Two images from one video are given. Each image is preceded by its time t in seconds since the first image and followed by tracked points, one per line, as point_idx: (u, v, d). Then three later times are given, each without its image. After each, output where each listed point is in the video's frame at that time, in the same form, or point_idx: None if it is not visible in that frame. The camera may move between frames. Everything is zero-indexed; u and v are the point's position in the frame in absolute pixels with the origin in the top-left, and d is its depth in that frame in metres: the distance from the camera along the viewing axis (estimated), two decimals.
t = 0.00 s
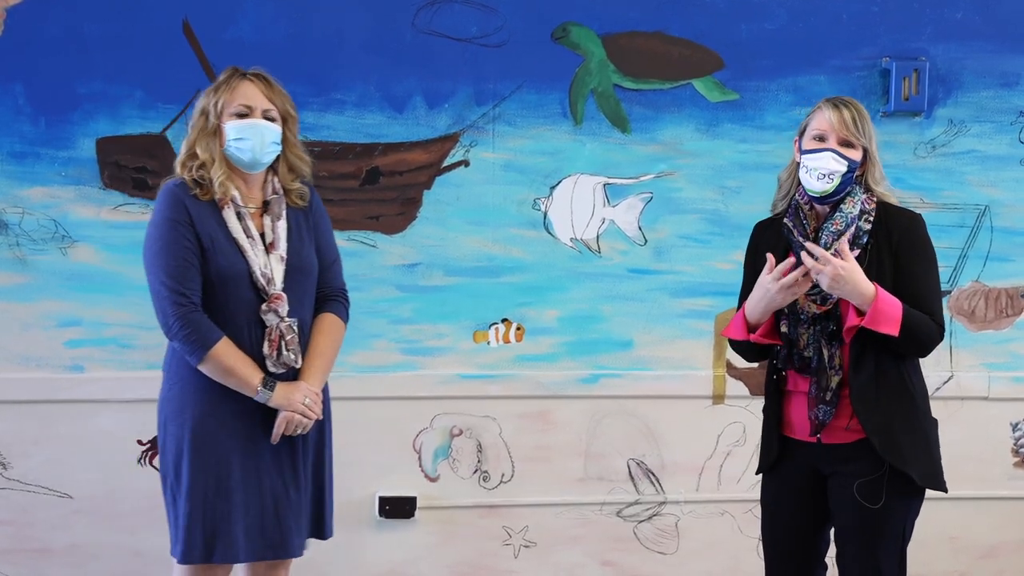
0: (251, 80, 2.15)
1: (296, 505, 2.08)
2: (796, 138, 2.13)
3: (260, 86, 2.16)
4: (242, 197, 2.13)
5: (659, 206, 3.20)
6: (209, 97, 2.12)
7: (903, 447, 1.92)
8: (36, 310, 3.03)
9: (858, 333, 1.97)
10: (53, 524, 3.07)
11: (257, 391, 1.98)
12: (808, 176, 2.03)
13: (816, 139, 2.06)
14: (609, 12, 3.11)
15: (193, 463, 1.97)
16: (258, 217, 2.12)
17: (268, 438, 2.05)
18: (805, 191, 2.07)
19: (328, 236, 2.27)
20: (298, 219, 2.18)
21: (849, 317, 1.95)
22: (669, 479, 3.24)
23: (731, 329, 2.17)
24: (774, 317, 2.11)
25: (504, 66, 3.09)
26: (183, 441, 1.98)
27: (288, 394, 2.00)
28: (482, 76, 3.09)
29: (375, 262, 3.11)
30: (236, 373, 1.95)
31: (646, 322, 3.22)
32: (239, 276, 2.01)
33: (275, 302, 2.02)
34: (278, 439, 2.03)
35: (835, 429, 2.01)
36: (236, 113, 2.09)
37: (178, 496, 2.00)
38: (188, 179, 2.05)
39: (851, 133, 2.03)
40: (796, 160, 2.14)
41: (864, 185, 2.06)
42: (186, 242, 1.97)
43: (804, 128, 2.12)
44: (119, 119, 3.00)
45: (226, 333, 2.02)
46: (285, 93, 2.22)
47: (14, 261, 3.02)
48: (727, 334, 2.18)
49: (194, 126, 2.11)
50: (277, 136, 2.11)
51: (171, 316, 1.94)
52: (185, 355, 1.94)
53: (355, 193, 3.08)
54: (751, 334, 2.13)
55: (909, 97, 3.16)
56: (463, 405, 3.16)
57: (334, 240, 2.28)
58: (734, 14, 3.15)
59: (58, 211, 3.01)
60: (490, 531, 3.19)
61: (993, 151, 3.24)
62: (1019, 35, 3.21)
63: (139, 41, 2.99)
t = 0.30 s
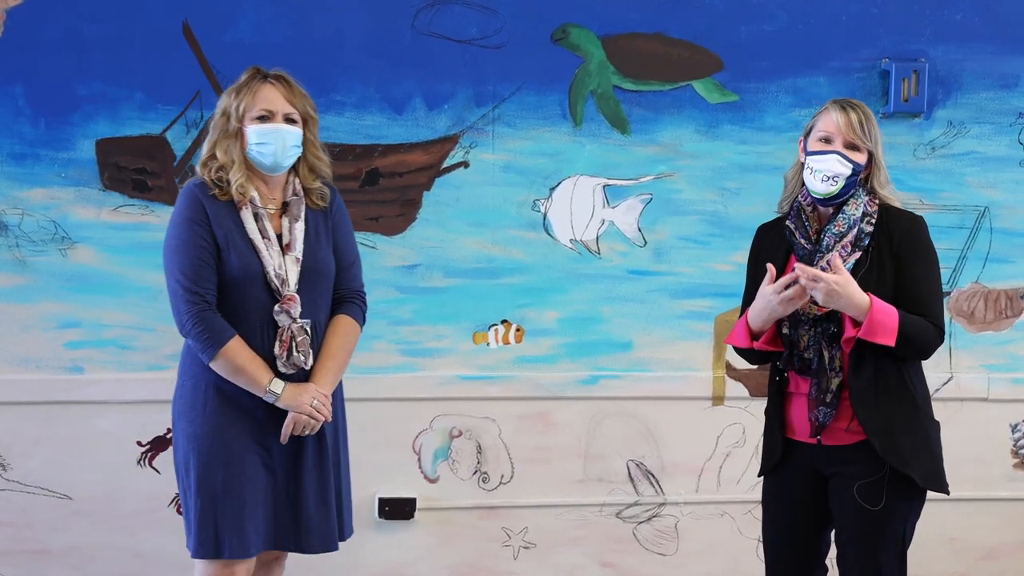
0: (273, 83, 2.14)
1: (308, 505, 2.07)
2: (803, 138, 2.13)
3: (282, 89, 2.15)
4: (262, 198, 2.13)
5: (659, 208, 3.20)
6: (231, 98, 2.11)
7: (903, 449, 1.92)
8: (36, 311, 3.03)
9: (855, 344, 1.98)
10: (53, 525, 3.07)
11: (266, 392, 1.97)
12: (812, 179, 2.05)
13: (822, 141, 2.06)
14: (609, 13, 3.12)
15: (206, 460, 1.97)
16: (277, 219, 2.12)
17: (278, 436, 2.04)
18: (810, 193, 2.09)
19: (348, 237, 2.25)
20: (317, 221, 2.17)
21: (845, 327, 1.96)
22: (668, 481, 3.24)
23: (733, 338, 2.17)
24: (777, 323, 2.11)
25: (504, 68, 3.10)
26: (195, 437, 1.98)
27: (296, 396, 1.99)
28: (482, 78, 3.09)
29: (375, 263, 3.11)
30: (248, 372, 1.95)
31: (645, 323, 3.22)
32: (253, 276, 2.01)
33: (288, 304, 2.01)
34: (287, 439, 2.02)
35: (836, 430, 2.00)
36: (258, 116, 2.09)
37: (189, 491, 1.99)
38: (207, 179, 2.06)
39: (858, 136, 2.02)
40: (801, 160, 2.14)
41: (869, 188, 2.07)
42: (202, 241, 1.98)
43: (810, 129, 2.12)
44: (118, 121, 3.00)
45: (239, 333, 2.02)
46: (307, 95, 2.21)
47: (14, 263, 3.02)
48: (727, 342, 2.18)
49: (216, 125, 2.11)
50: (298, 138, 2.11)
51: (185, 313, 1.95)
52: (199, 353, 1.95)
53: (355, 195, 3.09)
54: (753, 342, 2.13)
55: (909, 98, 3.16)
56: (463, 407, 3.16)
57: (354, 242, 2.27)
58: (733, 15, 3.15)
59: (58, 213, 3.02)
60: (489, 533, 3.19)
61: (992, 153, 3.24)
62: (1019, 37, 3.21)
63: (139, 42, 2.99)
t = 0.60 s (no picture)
0: (301, 84, 2.14)
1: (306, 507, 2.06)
2: (804, 141, 2.12)
3: (309, 91, 2.15)
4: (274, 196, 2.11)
5: (659, 207, 3.20)
6: (258, 95, 2.08)
7: (903, 449, 1.92)
8: (35, 311, 3.04)
9: (855, 347, 1.98)
10: (53, 525, 3.07)
11: (268, 392, 1.97)
12: (815, 184, 2.04)
13: (822, 146, 2.05)
14: (609, 13, 3.11)
15: (210, 456, 1.98)
16: (286, 219, 2.11)
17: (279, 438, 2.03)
18: (813, 197, 2.08)
19: (356, 239, 2.24)
20: (325, 222, 2.16)
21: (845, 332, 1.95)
22: (668, 480, 3.24)
23: (736, 338, 2.18)
24: (778, 325, 2.12)
25: (504, 67, 3.10)
26: (196, 432, 1.99)
27: (298, 398, 1.99)
28: (481, 78, 3.09)
29: (374, 263, 3.11)
30: (250, 372, 1.95)
31: (645, 322, 3.22)
32: (259, 277, 2.01)
33: (294, 306, 2.01)
34: (288, 442, 2.01)
35: (834, 430, 2.01)
36: (288, 119, 2.09)
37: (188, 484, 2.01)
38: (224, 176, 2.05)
39: (858, 140, 2.02)
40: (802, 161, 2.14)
41: (871, 188, 2.08)
42: (210, 240, 1.98)
43: (810, 131, 2.11)
44: (118, 120, 3.00)
45: (244, 332, 2.02)
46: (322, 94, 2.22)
47: (14, 262, 3.02)
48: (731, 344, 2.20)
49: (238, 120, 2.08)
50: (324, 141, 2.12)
51: (190, 311, 1.95)
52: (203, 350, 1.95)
53: (355, 194, 3.09)
54: (756, 342, 2.15)
55: (908, 98, 3.16)
56: (463, 406, 3.16)
57: (361, 245, 2.26)
58: (732, 14, 3.15)
59: (57, 212, 3.02)
60: (489, 533, 3.19)
61: (992, 152, 3.24)
62: (1018, 36, 3.21)
63: (139, 42, 2.99)
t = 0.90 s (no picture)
0: (300, 86, 2.11)
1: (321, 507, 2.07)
2: (799, 140, 2.12)
3: (307, 94, 2.12)
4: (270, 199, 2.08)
5: (657, 207, 3.20)
6: (261, 96, 2.03)
7: (898, 447, 1.92)
8: (33, 311, 3.04)
9: (849, 349, 1.96)
10: (51, 525, 3.07)
11: (288, 396, 1.96)
12: (809, 187, 2.05)
13: (817, 148, 2.05)
14: (607, 13, 3.11)
15: (224, 465, 1.94)
16: (285, 220, 2.09)
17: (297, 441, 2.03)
18: (809, 199, 2.10)
19: (349, 237, 2.26)
20: (322, 220, 2.17)
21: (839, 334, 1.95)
22: (667, 480, 3.24)
23: (732, 340, 2.19)
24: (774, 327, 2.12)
25: (502, 67, 3.10)
26: (210, 442, 1.95)
27: (319, 399, 2.00)
28: (479, 78, 3.09)
29: (373, 263, 3.11)
30: (268, 378, 1.92)
31: (643, 323, 3.22)
32: (271, 281, 1.98)
33: (308, 307, 2.00)
34: (309, 442, 2.03)
35: (830, 427, 2.00)
36: (291, 123, 2.06)
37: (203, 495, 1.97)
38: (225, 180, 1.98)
39: (853, 143, 2.01)
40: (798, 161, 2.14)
41: (866, 188, 2.07)
42: (219, 246, 1.92)
43: (805, 132, 2.11)
44: (116, 120, 3.00)
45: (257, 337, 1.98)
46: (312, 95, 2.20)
47: (12, 262, 3.02)
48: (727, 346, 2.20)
49: (242, 121, 2.01)
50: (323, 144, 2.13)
51: (203, 319, 1.89)
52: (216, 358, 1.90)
53: (353, 194, 3.09)
54: (751, 346, 2.15)
55: (907, 98, 3.16)
56: (461, 406, 3.16)
57: (352, 242, 2.27)
58: (731, 14, 3.15)
59: (56, 212, 3.02)
60: (487, 532, 3.19)
61: (990, 152, 3.24)
62: (1017, 36, 3.21)
63: (137, 42, 2.99)
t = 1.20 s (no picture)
0: (295, 86, 2.08)
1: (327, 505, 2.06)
2: (791, 137, 2.14)
3: (302, 93, 2.10)
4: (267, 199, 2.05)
5: (656, 206, 3.20)
6: (259, 95, 2.00)
7: (885, 441, 1.93)
8: (32, 310, 3.04)
9: (838, 344, 1.97)
10: (50, 524, 3.07)
11: (297, 398, 1.94)
12: (802, 182, 2.07)
13: (809, 144, 2.06)
14: (606, 12, 3.11)
15: (238, 472, 1.90)
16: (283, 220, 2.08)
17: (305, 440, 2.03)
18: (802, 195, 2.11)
19: (339, 236, 2.26)
20: (317, 219, 2.17)
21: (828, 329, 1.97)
22: (666, 479, 3.24)
23: (723, 334, 2.20)
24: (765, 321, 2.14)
25: (501, 67, 3.09)
26: (221, 447, 1.91)
27: (327, 400, 2.00)
28: (478, 77, 3.09)
29: (371, 262, 3.11)
30: (279, 381, 1.91)
31: (642, 322, 3.22)
32: (278, 282, 1.96)
33: (315, 308, 2.00)
34: (315, 443, 2.03)
35: (818, 420, 2.04)
36: (289, 123, 2.04)
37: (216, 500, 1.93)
38: (226, 181, 1.94)
39: (844, 138, 2.02)
40: (790, 157, 2.15)
41: (857, 184, 2.09)
42: (225, 248, 1.88)
43: (798, 129, 2.12)
44: (116, 119, 3.00)
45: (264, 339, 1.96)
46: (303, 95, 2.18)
47: (11, 262, 3.02)
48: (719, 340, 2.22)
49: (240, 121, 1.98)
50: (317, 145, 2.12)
51: (212, 325, 1.85)
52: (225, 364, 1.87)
53: (352, 194, 3.09)
54: (741, 340, 2.17)
55: (906, 97, 3.16)
56: (460, 406, 3.16)
57: (343, 242, 2.27)
58: (730, 14, 3.15)
59: (55, 212, 3.02)
60: (486, 532, 3.19)
61: (990, 152, 3.24)
62: (1016, 36, 3.21)
63: (137, 41, 2.99)
